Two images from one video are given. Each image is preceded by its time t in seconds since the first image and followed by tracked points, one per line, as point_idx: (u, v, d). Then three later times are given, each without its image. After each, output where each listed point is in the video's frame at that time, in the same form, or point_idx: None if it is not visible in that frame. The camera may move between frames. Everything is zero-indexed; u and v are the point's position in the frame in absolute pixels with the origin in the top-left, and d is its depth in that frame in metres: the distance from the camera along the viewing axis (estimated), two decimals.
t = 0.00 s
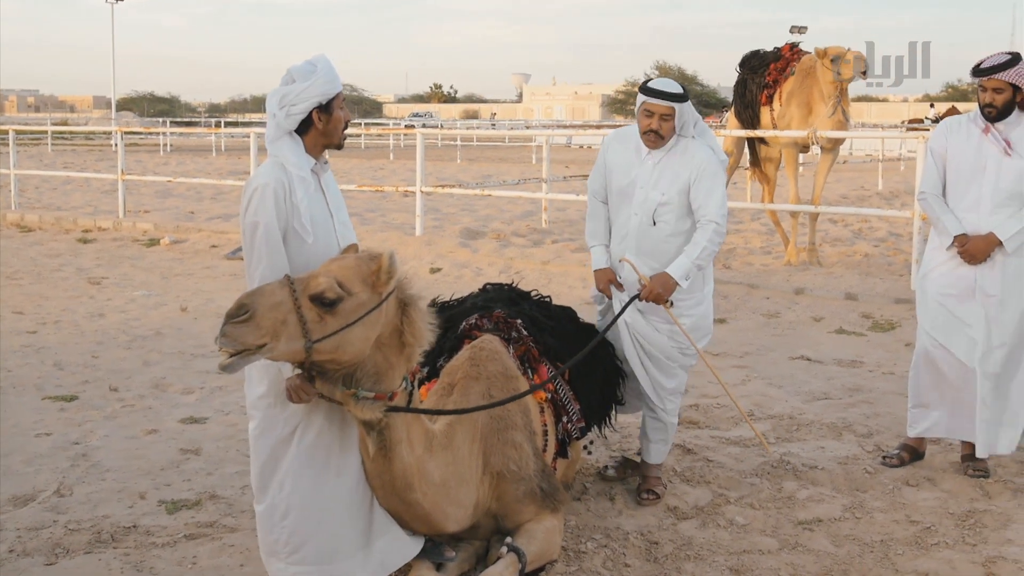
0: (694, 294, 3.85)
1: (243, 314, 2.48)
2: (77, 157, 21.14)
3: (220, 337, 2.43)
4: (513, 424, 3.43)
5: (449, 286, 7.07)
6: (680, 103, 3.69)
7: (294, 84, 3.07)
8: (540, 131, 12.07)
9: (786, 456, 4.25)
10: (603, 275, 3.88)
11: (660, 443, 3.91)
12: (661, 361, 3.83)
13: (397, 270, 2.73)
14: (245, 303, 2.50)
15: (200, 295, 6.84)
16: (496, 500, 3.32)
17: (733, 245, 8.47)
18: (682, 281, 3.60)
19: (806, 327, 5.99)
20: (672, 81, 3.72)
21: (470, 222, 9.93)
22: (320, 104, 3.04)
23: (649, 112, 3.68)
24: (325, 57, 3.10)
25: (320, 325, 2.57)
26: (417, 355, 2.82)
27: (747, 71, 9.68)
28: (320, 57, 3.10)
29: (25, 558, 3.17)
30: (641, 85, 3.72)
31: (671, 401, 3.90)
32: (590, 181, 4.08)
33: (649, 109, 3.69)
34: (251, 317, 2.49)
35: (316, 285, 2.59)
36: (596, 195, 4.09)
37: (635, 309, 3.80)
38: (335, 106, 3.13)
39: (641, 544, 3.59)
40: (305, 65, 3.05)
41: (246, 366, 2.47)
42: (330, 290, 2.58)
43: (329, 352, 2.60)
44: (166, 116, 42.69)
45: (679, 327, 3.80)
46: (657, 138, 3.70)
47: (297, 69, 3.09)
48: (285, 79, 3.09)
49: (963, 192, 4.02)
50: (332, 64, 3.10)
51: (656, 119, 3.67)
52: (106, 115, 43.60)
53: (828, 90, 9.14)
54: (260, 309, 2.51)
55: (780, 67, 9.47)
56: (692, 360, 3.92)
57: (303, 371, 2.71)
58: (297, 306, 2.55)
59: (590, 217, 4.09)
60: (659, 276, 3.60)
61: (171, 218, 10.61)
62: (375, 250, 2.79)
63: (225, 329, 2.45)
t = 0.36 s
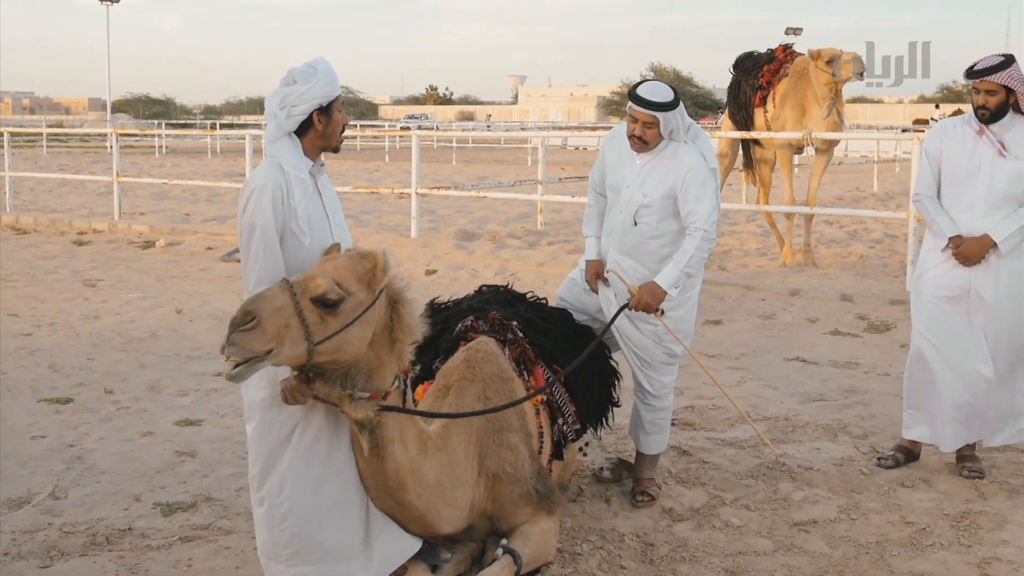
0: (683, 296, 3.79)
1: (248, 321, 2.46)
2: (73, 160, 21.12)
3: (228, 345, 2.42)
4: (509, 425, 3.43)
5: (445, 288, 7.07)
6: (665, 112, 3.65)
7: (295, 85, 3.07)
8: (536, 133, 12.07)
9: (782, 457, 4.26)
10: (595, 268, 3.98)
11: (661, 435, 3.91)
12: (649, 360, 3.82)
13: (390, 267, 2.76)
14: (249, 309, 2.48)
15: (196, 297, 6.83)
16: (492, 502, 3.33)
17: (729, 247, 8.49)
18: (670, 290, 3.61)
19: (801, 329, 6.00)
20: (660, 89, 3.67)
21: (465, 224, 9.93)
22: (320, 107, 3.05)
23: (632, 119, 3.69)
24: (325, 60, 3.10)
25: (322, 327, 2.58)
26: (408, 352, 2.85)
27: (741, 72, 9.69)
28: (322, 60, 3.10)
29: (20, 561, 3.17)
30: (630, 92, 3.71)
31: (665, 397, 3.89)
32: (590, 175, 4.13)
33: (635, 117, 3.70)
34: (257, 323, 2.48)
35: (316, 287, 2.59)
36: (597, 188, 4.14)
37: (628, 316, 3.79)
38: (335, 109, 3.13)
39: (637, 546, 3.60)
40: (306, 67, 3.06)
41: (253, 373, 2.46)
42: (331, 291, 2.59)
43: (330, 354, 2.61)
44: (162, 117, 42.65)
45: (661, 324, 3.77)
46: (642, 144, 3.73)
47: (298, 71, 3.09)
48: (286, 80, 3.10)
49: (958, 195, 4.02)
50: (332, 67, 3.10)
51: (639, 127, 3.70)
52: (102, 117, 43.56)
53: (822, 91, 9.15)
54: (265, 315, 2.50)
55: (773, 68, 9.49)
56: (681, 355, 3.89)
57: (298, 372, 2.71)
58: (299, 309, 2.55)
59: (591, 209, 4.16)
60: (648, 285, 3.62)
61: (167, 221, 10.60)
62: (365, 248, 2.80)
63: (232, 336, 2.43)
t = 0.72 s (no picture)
0: (671, 294, 3.81)
1: (243, 324, 2.46)
2: (64, 161, 21.07)
3: (222, 348, 2.42)
4: (499, 427, 3.43)
5: (436, 290, 7.07)
6: (635, 120, 3.67)
7: (290, 86, 3.08)
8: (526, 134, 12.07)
9: (772, 458, 4.27)
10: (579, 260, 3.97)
11: (650, 424, 3.94)
12: (637, 358, 3.84)
13: (378, 269, 2.77)
14: (244, 312, 2.48)
15: (186, 298, 6.83)
16: (482, 503, 3.33)
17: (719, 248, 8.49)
18: (660, 291, 3.63)
19: (792, 330, 6.00)
20: (630, 97, 3.68)
21: (456, 226, 9.93)
22: (314, 109, 3.05)
23: (608, 129, 3.75)
24: (321, 62, 3.11)
25: (314, 329, 2.58)
26: (394, 354, 2.86)
27: (730, 74, 9.70)
28: (318, 63, 3.11)
29: (9, 563, 3.16)
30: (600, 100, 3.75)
31: (651, 388, 3.92)
32: (583, 174, 4.15)
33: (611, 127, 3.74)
34: (251, 325, 2.47)
35: (308, 289, 2.60)
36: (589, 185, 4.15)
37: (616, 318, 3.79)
38: (329, 111, 3.13)
39: (627, 547, 3.60)
40: (303, 68, 3.06)
41: (247, 377, 2.45)
42: (324, 293, 2.60)
43: (321, 356, 2.61)
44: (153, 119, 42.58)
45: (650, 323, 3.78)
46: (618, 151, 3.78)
47: (294, 71, 3.09)
48: (281, 80, 3.10)
49: (948, 196, 4.04)
50: (327, 70, 3.11)
51: (618, 137, 3.75)
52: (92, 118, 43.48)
53: (812, 93, 9.16)
54: (259, 317, 2.50)
55: (763, 70, 9.49)
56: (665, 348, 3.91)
57: (285, 373, 2.71)
58: (291, 312, 2.55)
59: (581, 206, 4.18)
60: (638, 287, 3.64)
61: (157, 222, 10.59)
62: (354, 249, 2.80)
63: (227, 340, 2.43)
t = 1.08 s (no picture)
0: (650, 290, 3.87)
1: (223, 324, 2.46)
2: (48, 162, 20.99)
3: (203, 347, 2.41)
4: (483, 428, 3.43)
5: (421, 291, 7.07)
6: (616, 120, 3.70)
7: (272, 86, 3.07)
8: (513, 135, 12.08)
9: (756, 458, 4.27)
10: (543, 255, 3.93)
11: (630, 423, 3.99)
12: (614, 357, 3.90)
13: (360, 270, 2.77)
14: (224, 311, 2.48)
15: (171, 300, 6.81)
16: (467, 504, 3.33)
17: (705, 249, 8.51)
18: (645, 284, 3.65)
19: (777, 330, 6.02)
20: (614, 95, 3.72)
21: (442, 226, 9.93)
22: (295, 110, 3.04)
23: (589, 127, 3.77)
24: (304, 63, 3.11)
25: (294, 330, 2.58)
26: (377, 356, 2.86)
27: (714, 75, 9.72)
28: (301, 64, 3.11)
29: None
30: (582, 100, 3.75)
31: (628, 385, 3.99)
32: (546, 177, 4.13)
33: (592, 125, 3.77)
34: (232, 324, 2.47)
35: (288, 290, 2.60)
36: (553, 187, 4.13)
37: (594, 318, 3.85)
38: (311, 112, 3.13)
39: (612, 548, 3.61)
40: (286, 70, 3.06)
41: (227, 378, 2.45)
42: (304, 295, 2.60)
43: (301, 357, 2.61)
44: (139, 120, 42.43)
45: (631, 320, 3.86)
46: (600, 148, 3.81)
47: (276, 72, 3.09)
48: (264, 81, 3.10)
49: (931, 196, 4.05)
50: (311, 71, 3.10)
51: (596, 134, 3.77)
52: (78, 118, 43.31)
53: (795, 95, 9.18)
54: (240, 316, 2.50)
55: (746, 71, 9.52)
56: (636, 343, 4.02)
57: (267, 375, 2.71)
58: (271, 313, 2.55)
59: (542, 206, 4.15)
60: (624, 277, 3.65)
61: (142, 224, 10.57)
62: (336, 250, 2.80)
63: (208, 339, 2.42)
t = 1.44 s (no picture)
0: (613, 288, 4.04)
1: (205, 324, 2.46)
2: (32, 164, 20.91)
3: (185, 348, 2.41)
4: (464, 428, 3.43)
5: (406, 293, 7.07)
6: (568, 123, 3.77)
7: (248, 87, 3.08)
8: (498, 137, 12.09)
9: (740, 459, 4.28)
10: (485, 262, 4.00)
11: (611, 424, 4.04)
12: (588, 356, 3.97)
13: (343, 271, 2.77)
14: (207, 312, 2.48)
15: (154, 302, 6.80)
16: (450, 505, 3.33)
17: (690, 251, 8.52)
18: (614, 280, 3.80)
19: (761, 332, 6.03)
20: (559, 100, 3.77)
21: (427, 228, 9.93)
22: (272, 110, 3.06)
23: (541, 135, 3.82)
24: (281, 64, 3.12)
25: (277, 331, 2.58)
26: (360, 357, 2.86)
27: (698, 77, 9.75)
28: (277, 64, 3.12)
29: None
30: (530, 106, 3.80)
31: (605, 385, 4.04)
32: (492, 186, 4.20)
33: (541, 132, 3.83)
34: (214, 324, 2.47)
35: (271, 291, 2.60)
36: (499, 195, 4.20)
37: (565, 319, 3.91)
38: (289, 112, 3.14)
39: (596, 549, 3.62)
40: (261, 71, 3.08)
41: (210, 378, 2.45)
42: (287, 295, 2.60)
43: (284, 358, 2.61)
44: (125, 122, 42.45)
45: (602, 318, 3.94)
46: (554, 155, 3.87)
47: (252, 73, 3.10)
48: (240, 84, 3.11)
49: (912, 198, 4.07)
50: (287, 71, 3.12)
51: (548, 142, 3.82)
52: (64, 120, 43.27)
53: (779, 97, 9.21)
54: (222, 316, 2.50)
55: (730, 73, 9.54)
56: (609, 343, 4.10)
57: (251, 377, 2.71)
58: (254, 313, 2.55)
59: (489, 216, 4.22)
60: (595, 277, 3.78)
61: (126, 226, 10.55)
62: (319, 251, 2.80)
63: (190, 339, 2.42)
